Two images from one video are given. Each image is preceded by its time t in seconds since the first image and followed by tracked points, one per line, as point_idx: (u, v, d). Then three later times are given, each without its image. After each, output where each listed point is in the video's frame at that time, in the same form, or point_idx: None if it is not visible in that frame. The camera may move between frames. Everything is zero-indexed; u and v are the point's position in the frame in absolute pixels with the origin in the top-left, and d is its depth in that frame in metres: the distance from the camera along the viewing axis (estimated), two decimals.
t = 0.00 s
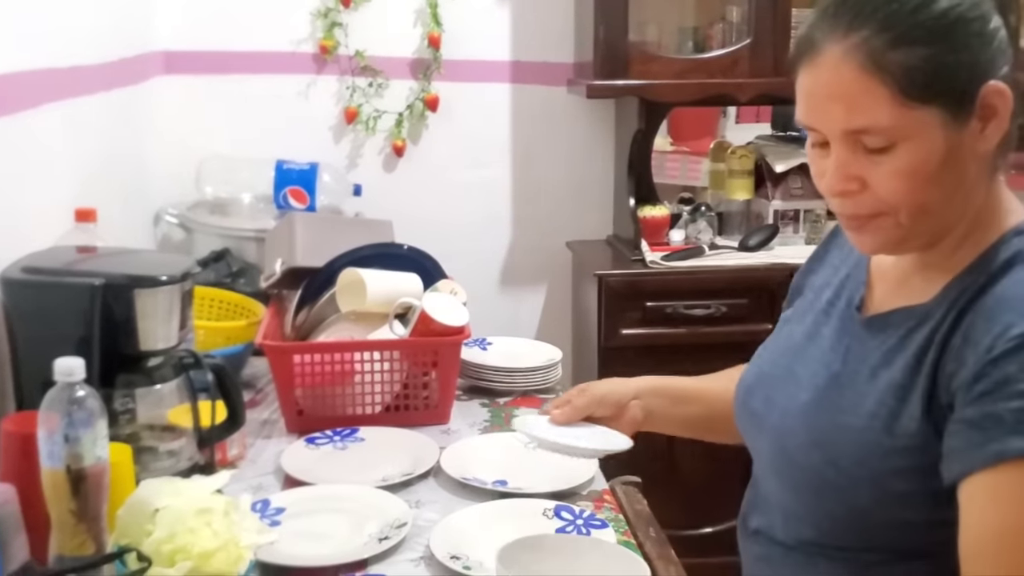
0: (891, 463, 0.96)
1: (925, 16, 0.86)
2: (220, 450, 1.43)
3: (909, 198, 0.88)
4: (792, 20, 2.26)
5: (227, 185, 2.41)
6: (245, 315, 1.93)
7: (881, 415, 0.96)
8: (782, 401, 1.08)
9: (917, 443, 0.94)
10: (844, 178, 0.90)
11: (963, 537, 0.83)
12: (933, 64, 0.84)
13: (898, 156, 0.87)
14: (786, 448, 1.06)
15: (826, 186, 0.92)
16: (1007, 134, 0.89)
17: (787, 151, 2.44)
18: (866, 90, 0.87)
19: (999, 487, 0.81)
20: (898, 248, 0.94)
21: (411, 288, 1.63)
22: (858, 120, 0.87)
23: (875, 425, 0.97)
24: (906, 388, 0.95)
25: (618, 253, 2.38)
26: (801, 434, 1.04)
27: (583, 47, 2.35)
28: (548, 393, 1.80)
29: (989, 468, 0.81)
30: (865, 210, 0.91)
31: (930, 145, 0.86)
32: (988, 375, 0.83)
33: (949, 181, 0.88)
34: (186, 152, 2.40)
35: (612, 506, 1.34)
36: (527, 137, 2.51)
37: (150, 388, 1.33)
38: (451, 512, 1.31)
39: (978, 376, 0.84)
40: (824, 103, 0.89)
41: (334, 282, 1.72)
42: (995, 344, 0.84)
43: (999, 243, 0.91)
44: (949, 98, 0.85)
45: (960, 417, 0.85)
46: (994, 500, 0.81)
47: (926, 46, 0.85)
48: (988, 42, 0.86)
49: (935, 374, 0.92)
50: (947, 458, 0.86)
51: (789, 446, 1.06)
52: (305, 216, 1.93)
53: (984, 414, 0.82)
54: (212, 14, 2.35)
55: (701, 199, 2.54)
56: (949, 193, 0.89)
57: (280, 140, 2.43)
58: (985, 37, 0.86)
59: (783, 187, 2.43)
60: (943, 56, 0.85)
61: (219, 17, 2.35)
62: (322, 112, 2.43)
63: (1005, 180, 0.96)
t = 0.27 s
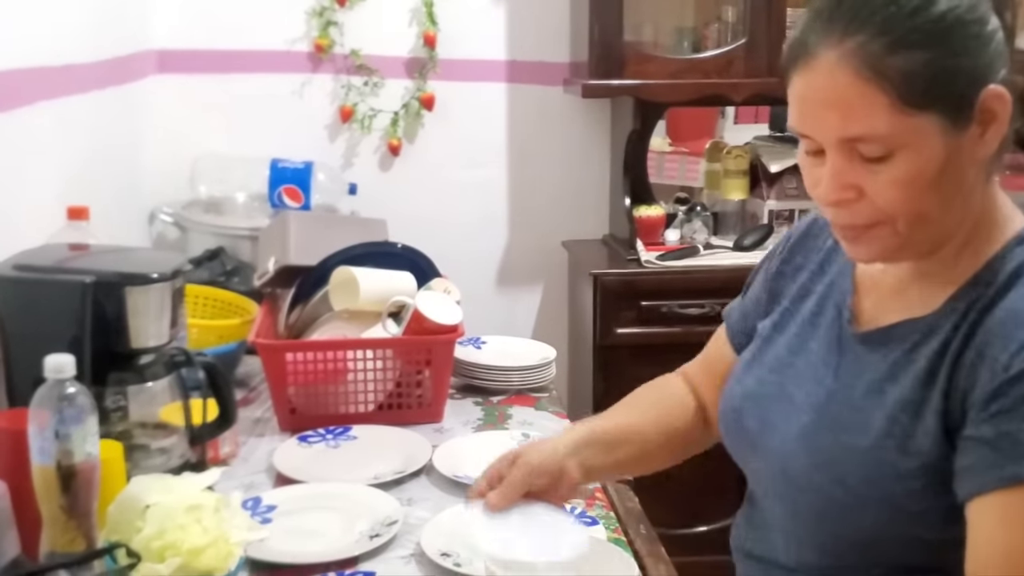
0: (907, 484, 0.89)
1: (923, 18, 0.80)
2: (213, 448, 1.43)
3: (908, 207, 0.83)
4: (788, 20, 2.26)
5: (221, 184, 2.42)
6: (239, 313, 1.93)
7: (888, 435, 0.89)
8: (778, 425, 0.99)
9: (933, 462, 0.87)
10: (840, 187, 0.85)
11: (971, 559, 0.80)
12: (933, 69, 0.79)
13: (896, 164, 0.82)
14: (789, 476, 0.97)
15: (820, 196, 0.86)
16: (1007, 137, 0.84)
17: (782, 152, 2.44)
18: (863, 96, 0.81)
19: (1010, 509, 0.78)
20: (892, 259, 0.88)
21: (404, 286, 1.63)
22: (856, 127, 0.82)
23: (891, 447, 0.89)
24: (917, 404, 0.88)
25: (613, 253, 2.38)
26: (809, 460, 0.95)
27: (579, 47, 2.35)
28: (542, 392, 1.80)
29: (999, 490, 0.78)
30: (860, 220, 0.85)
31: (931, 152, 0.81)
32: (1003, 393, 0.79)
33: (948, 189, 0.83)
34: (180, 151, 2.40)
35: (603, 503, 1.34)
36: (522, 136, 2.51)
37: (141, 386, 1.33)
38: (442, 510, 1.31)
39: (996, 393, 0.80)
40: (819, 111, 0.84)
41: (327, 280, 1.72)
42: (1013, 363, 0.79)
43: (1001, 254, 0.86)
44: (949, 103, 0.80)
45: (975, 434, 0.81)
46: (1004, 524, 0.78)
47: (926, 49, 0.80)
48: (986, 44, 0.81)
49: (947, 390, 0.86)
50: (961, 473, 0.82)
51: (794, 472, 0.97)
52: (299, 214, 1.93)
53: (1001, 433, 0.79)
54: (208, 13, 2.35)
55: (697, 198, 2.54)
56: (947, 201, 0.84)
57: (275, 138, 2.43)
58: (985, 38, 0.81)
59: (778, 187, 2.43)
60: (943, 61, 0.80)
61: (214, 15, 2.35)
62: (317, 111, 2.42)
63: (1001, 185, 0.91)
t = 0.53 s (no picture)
0: (943, 506, 0.84)
1: (920, 21, 0.77)
2: (213, 440, 1.44)
3: (907, 217, 0.79)
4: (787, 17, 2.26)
5: (223, 179, 2.41)
6: (239, 307, 1.93)
7: (915, 461, 0.84)
8: (786, 455, 0.93)
9: (966, 482, 0.83)
10: (835, 199, 0.80)
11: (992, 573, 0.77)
12: (934, 74, 0.76)
13: (891, 174, 0.78)
14: (810, 510, 0.92)
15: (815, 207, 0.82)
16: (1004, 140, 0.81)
17: (782, 149, 2.44)
18: (857, 103, 0.77)
19: None
20: (891, 266, 0.84)
21: (404, 281, 1.64)
22: (849, 139, 0.78)
23: (921, 472, 0.84)
24: (940, 425, 0.83)
25: (613, 249, 2.39)
26: (831, 492, 0.89)
27: (579, 43, 2.36)
28: (541, 386, 1.81)
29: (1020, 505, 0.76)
30: (856, 230, 0.81)
31: (932, 160, 0.77)
32: None
33: (949, 196, 0.79)
34: (181, 145, 2.41)
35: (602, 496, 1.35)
36: (522, 132, 2.51)
37: (143, 377, 1.34)
38: (442, 502, 1.32)
39: None
40: (808, 121, 0.80)
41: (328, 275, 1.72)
42: None
43: (1009, 258, 0.83)
44: (947, 108, 0.77)
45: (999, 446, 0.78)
46: None
47: (925, 55, 0.76)
48: (984, 47, 0.78)
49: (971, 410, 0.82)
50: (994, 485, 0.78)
51: (817, 505, 0.91)
52: (299, 208, 1.93)
53: None
54: (209, 8, 2.35)
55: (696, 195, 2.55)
56: (949, 209, 0.80)
57: (275, 133, 2.43)
58: (981, 40, 0.78)
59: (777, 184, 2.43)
60: (942, 66, 0.76)
61: (215, 10, 2.36)
62: (318, 106, 2.43)
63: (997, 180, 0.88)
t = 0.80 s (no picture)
0: (940, 533, 0.82)
1: (876, 36, 0.74)
2: (197, 441, 1.43)
3: (872, 237, 0.77)
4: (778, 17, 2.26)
5: (211, 178, 2.41)
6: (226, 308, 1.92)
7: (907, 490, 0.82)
8: (770, 482, 0.91)
9: (962, 503, 0.81)
10: (796, 219, 0.78)
11: None
12: (892, 92, 0.73)
13: (851, 196, 0.76)
14: (802, 542, 0.89)
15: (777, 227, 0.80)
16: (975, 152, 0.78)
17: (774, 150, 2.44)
18: (813, 126, 0.75)
19: None
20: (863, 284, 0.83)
21: (391, 281, 1.63)
22: (808, 160, 0.75)
23: (915, 501, 0.82)
24: (932, 448, 0.81)
25: (604, 249, 2.38)
26: (823, 522, 0.87)
27: (570, 42, 2.35)
28: (530, 387, 1.80)
29: None
30: (820, 251, 0.79)
31: (893, 180, 0.75)
32: None
33: (917, 212, 0.77)
34: (170, 144, 2.39)
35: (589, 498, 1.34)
36: (513, 131, 2.50)
37: (127, 378, 1.33)
38: (427, 504, 1.31)
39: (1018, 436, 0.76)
40: (765, 141, 0.77)
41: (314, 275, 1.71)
42: None
43: (994, 272, 0.81)
44: (910, 125, 0.74)
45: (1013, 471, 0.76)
46: None
47: (881, 72, 0.73)
48: (946, 60, 0.74)
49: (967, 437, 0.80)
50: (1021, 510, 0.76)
51: (812, 536, 0.88)
52: (287, 209, 1.93)
53: None
54: (198, 6, 2.34)
55: (687, 195, 2.54)
56: (915, 225, 0.78)
57: (265, 132, 2.42)
58: (944, 53, 0.75)
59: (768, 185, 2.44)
60: (902, 83, 0.73)
61: (205, 8, 2.35)
62: (307, 105, 2.42)
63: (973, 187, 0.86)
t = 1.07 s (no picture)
0: (911, 561, 0.83)
1: (856, 47, 0.74)
2: (185, 446, 1.42)
3: (853, 252, 0.78)
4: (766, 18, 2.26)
5: (201, 181, 2.40)
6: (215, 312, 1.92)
7: (879, 516, 0.83)
8: (750, 500, 0.92)
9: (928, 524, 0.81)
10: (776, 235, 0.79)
11: None
12: (869, 105, 0.73)
13: (830, 210, 0.76)
14: (779, 563, 0.91)
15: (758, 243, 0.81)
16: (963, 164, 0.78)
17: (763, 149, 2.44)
18: (789, 140, 0.76)
19: None
20: (847, 299, 0.83)
21: (379, 284, 1.63)
22: (784, 174, 0.76)
23: (886, 528, 0.83)
24: (905, 475, 0.82)
25: (593, 251, 2.38)
26: (796, 546, 0.88)
27: (558, 44, 2.35)
28: (519, 390, 1.80)
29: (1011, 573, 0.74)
30: (802, 266, 0.80)
31: (871, 194, 0.75)
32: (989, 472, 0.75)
33: (897, 229, 0.77)
34: (159, 147, 2.39)
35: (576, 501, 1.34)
36: (502, 132, 2.50)
37: (114, 383, 1.32)
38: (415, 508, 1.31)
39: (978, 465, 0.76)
40: (743, 156, 0.79)
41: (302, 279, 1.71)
42: (1004, 433, 0.74)
43: (977, 296, 0.81)
44: (888, 139, 0.74)
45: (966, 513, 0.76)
46: None
47: (858, 85, 0.73)
48: (930, 71, 0.74)
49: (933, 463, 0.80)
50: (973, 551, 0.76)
51: (786, 561, 0.89)
52: (275, 212, 1.93)
53: (977, 502, 0.75)
54: (186, 9, 2.34)
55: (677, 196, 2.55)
56: (899, 238, 0.79)
57: (254, 135, 2.42)
58: (927, 63, 0.74)
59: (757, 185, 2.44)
60: (878, 96, 0.73)
61: (193, 11, 2.34)
62: (296, 108, 2.42)
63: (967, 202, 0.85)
